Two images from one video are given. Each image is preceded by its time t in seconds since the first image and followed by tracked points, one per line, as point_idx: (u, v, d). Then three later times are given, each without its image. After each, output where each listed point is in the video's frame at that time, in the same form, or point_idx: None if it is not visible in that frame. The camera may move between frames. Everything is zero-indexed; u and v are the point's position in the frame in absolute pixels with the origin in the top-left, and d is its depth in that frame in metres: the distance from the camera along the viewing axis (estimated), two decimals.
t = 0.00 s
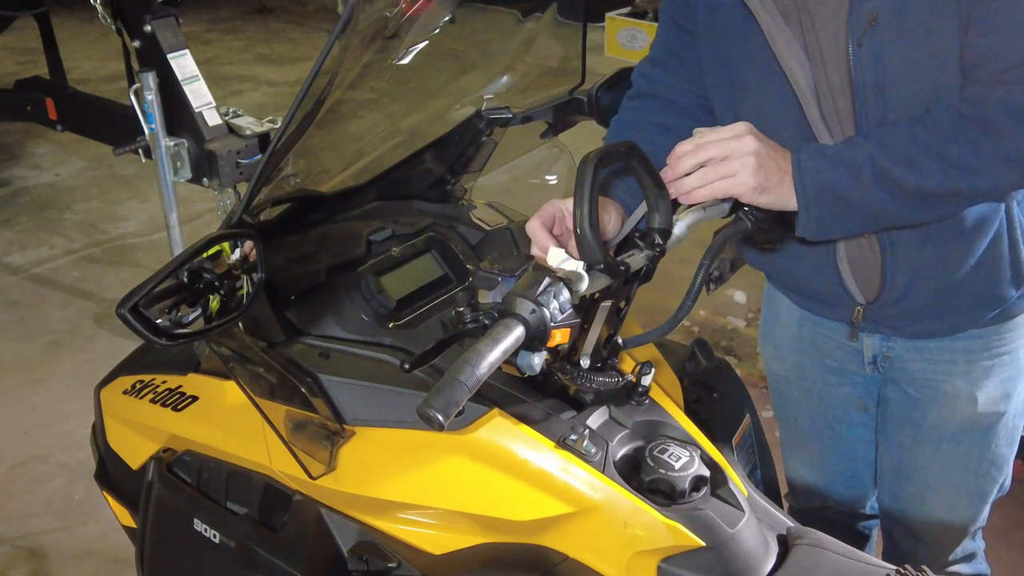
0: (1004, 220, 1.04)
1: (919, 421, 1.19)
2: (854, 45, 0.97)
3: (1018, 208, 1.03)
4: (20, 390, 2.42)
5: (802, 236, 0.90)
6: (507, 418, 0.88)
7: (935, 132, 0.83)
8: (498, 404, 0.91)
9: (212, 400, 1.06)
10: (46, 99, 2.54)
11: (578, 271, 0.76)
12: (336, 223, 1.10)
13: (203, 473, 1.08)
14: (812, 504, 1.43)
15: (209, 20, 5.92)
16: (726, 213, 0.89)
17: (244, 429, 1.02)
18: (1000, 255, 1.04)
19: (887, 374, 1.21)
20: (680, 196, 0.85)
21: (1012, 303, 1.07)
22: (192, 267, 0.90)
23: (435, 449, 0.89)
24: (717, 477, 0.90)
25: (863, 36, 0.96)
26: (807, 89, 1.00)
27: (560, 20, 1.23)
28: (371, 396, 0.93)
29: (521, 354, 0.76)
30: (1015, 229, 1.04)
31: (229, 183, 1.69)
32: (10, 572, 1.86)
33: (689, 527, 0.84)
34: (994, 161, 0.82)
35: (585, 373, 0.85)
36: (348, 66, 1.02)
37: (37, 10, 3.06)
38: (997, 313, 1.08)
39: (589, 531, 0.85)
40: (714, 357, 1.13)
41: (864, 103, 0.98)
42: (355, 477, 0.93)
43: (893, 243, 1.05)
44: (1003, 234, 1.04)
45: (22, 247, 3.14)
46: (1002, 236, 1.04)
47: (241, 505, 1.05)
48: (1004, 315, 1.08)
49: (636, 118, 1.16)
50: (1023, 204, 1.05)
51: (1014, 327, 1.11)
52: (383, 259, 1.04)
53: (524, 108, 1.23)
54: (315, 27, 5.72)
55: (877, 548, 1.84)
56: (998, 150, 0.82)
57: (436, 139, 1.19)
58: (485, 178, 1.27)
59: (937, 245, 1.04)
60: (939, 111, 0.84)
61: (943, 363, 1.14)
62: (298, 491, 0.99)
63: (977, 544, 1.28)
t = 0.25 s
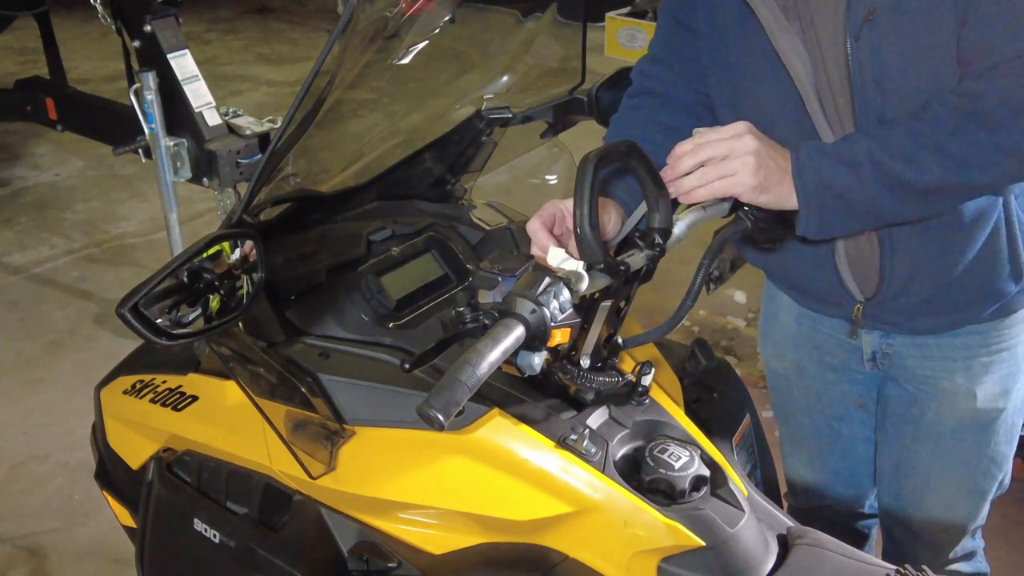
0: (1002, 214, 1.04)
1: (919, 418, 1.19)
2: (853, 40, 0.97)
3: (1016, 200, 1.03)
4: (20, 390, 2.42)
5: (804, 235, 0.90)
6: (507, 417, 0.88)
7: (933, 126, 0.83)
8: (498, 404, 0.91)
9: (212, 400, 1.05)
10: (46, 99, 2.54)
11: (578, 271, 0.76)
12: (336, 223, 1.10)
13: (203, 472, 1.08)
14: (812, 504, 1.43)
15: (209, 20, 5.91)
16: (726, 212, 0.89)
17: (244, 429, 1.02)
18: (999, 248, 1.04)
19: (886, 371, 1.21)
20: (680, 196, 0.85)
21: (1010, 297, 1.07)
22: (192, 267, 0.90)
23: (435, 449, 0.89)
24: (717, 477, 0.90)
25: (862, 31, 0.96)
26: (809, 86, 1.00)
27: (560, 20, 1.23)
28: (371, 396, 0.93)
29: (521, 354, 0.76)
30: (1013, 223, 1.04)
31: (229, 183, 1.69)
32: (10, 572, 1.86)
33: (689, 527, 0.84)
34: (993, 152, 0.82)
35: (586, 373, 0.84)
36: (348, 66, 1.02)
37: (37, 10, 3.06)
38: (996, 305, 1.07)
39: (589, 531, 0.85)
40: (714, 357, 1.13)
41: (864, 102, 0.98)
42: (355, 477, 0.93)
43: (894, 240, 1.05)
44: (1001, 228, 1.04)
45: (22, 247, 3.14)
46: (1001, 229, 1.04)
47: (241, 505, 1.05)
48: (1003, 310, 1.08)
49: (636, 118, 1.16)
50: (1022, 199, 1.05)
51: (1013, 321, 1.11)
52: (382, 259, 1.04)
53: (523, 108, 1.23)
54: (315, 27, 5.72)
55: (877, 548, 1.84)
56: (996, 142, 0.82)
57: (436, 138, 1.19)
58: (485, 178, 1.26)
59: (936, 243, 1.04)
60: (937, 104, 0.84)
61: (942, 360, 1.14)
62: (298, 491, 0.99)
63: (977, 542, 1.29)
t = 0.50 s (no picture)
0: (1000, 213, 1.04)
1: (919, 416, 1.19)
2: (852, 41, 0.97)
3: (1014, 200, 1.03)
4: (20, 390, 2.42)
5: (805, 236, 0.90)
6: (507, 417, 0.88)
7: (931, 125, 0.84)
8: (499, 404, 0.91)
9: (212, 400, 1.06)
10: (46, 99, 2.54)
11: (578, 271, 0.76)
12: (336, 223, 1.09)
13: (203, 472, 1.08)
14: (812, 504, 1.43)
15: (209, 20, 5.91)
16: (726, 212, 0.89)
17: (244, 430, 1.02)
18: (999, 248, 1.04)
19: (885, 369, 1.20)
20: (680, 196, 0.85)
21: (1010, 296, 1.08)
22: (192, 267, 0.90)
23: (435, 449, 0.89)
24: (717, 477, 0.90)
25: (860, 31, 0.96)
26: (808, 84, 1.01)
27: (560, 20, 1.23)
28: (371, 396, 0.93)
29: (522, 354, 0.76)
30: (1013, 222, 1.05)
31: (229, 183, 1.69)
32: (10, 572, 1.86)
33: (689, 526, 0.84)
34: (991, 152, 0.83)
35: (586, 373, 0.85)
36: (348, 65, 1.02)
37: (37, 10, 3.06)
38: (994, 305, 1.08)
39: (589, 531, 0.85)
40: (714, 357, 1.13)
41: (864, 102, 0.98)
42: (355, 477, 0.93)
43: (894, 240, 1.05)
44: (1000, 227, 1.04)
45: (22, 247, 3.14)
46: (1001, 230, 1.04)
47: (241, 505, 1.04)
48: (1003, 308, 1.09)
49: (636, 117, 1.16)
50: (1020, 198, 1.05)
51: (1012, 320, 1.11)
52: (382, 259, 1.04)
53: (523, 108, 1.23)
54: (315, 27, 5.72)
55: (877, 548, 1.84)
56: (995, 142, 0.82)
57: (436, 138, 1.19)
58: (485, 178, 1.25)
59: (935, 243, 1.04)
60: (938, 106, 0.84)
61: (942, 358, 1.14)
62: (298, 491, 0.99)
63: (976, 540, 1.29)
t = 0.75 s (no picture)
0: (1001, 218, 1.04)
1: (920, 415, 1.19)
2: (852, 50, 0.96)
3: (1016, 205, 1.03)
4: (20, 390, 2.42)
5: (805, 238, 0.90)
6: (507, 417, 0.88)
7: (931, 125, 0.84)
8: (498, 404, 0.91)
9: (212, 400, 1.06)
10: (46, 99, 2.54)
11: (578, 271, 0.76)
12: (336, 223, 1.09)
13: (203, 472, 1.08)
14: (812, 504, 1.43)
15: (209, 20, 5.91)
16: (726, 212, 0.89)
17: (244, 430, 1.02)
18: (999, 252, 1.04)
19: (886, 368, 1.20)
20: (680, 196, 0.85)
21: (1010, 297, 1.07)
22: (192, 267, 0.90)
23: (435, 449, 0.89)
24: (717, 477, 0.90)
25: (862, 41, 0.96)
26: (802, 93, 1.01)
27: (560, 20, 1.23)
28: (371, 396, 0.93)
29: (521, 354, 0.76)
30: (1014, 225, 1.04)
31: (229, 183, 1.69)
32: (10, 572, 1.86)
33: (689, 526, 0.84)
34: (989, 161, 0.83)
35: (586, 373, 0.85)
36: (348, 66, 1.02)
37: (37, 10, 3.06)
38: (992, 309, 1.08)
39: (589, 531, 0.85)
40: (714, 357, 1.13)
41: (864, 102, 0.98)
42: (355, 477, 0.93)
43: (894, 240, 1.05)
44: (1001, 234, 1.04)
45: (22, 247, 3.14)
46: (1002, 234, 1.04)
47: (241, 505, 1.04)
48: (1000, 309, 1.08)
49: (636, 117, 1.16)
50: (1022, 204, 1.05)
51: (1011, 319, 1.11)
52: (383, 259, 1.04)
53: (523, 108, 1.23)
54: (315, 27, 5.72)
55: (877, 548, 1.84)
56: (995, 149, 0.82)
57: (436, 138, 1.19)
58: (485, 178, 1.25)
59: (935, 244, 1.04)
60: (939, 112, 0.84)
61: (943, 356, 1.14)
62: (298, 491, 0.99)
63: (977, 539, 1.29)
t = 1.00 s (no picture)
0: (1004, 225, 1.04)
1: (921, 415, 1.19)
2: (854, 67, 0.96)
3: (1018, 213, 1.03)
4: (20, 390, 2.42)
5: (805, 240, 0.90)
6: (507, 417, 0.88)
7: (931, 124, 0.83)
8: (499, 404, 0.91)
9: (212, 400, 1.05)
10: (46, 99, 2.53)
11: (578, 271, 0.76)
12: (336, 223, 1.09)
13: (203, 472, 1.08)
14: (812, 504, 1.43)
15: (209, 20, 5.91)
16: (726, 212, 0.89)
17: (244, 430, 1.02)
18: (1001, 254, 1.04)
19: (888, 367, 1.21)
20: (681, 196, 0.85)
21: (1011, 298, 1.07)
22: (192, 267, 0.90)
23: (435, 448, 0.89)
24: (717, 477, 0.90)
25: (864, 59, 0.95)
26: (796, 113, 1.00)
27: (560, 21, 1.23)
28: (371, 396, 0.93)
29: (521, 354, 0.76)
30: (1016, 227, 1.04)
31: (229, 183, 1.69)
32: (10, 572, 1.86)
33: (689, 527, 0.84)
34: (990, 180, 0.82)
35: (584, 374, 0.86)
36: (348, 66, 1.02)
37: (37, 10, 3.06)
38: (992, 308, 1.08)
39: (589, 531, 0.85)
40: (714, 357, 1.13)
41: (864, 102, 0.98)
42: (356, 476, 0.93)
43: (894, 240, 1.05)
44: (1003, 240, 1.04)
45: (22, 247, 3.14)
46: (1004, 239, 1.04)
47: (241, 505, 1.04)
48: (1000, 308, 1.08)
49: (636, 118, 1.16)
50: None
51: (1012, 317, 1.11)
52: (383, 259, 1.04)
53: (523, 108, 1.23)
54: (314, 27, 5.72)
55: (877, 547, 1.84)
56: (993, 164, 0.82)
57: (436, 138, 1.19)
58: (485, 178, 1.26)
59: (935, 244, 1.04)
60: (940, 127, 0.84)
61: (944, 354, 1.14)
62: (298, 490, 0.99)
63: (977, 538, 1.29)
